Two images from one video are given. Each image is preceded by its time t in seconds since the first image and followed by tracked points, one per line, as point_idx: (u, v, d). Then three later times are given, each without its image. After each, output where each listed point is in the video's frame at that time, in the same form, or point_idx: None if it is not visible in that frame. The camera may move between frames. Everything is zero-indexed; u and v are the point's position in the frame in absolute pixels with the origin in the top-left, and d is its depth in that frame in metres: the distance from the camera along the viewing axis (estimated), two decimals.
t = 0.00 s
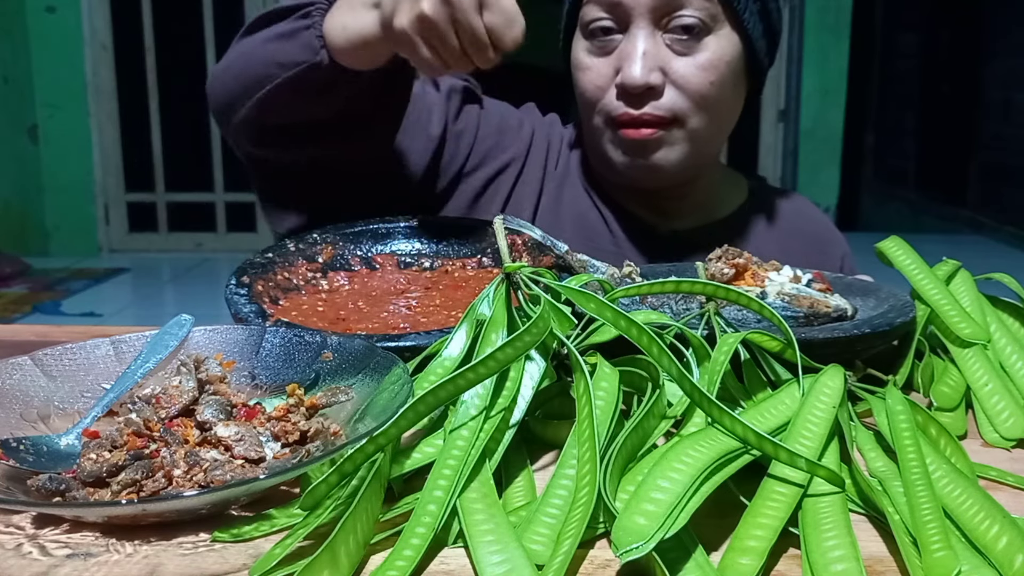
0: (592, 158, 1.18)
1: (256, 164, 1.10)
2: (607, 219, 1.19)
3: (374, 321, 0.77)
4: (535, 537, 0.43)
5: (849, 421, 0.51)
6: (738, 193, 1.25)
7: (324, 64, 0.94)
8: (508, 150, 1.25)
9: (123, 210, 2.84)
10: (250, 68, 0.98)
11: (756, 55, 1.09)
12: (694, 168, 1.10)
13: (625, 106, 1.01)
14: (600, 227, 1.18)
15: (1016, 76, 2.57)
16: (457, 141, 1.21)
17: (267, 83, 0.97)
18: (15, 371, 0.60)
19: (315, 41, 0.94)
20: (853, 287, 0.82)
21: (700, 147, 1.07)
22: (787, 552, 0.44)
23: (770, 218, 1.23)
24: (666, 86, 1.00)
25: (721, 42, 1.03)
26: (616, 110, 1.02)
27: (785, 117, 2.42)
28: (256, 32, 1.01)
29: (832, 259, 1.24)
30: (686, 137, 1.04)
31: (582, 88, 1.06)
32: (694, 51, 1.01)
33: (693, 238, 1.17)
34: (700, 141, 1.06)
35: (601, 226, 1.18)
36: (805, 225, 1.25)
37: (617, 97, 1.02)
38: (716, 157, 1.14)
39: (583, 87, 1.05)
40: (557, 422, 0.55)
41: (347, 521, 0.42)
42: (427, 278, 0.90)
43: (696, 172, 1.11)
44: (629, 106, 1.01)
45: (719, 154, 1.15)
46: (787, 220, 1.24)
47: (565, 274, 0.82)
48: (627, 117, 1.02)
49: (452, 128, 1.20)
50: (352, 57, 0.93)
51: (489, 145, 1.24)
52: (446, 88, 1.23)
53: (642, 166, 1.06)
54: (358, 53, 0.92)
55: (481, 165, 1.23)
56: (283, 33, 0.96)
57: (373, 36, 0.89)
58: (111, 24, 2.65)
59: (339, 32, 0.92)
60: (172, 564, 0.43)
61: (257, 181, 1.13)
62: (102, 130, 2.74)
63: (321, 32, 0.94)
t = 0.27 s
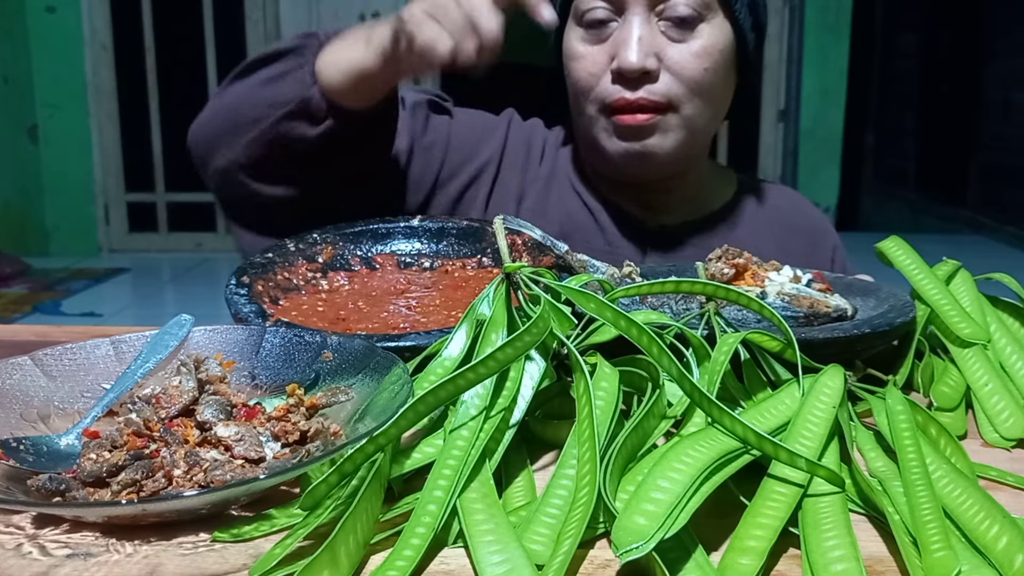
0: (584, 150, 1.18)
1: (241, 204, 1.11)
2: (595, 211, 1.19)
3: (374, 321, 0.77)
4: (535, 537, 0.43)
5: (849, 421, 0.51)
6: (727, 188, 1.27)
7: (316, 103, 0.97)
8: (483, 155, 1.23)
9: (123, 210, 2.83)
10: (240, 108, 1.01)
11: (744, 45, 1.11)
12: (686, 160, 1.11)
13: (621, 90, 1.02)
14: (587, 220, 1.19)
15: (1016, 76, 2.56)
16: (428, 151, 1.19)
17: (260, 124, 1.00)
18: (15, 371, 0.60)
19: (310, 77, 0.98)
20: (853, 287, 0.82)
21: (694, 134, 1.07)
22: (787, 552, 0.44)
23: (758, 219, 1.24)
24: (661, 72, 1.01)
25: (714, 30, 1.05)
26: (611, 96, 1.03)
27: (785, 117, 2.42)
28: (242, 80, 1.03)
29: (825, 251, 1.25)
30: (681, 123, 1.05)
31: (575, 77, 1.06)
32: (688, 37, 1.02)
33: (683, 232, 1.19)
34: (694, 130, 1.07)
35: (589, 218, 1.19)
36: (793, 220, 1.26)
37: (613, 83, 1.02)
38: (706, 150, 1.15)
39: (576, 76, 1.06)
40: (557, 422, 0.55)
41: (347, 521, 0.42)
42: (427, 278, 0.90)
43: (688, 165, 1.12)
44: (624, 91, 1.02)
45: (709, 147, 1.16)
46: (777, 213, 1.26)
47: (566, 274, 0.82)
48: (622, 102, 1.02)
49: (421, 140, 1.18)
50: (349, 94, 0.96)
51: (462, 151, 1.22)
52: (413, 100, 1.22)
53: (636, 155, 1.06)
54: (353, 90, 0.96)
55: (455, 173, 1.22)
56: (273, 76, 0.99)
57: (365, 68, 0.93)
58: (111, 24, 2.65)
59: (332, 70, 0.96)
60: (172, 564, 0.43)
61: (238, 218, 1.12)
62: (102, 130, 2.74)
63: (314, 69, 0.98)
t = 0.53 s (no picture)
0: (570, 146, 1.19)
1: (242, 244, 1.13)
2: (580, 211, 1.19)
3: (374, 321, 0.77)
4: (535, 537, 0.43)
5: (849, 421, 0.51)
6: (716, 185, 1.27)
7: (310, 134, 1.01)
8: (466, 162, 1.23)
9: (123, 210, 2.83)
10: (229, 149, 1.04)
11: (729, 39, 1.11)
12: (672, 154, 1.11)
13: (609, 79, 1.02)
14: (573, 220, 1.19)
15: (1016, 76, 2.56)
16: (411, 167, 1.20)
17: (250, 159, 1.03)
18: (15, 371, 0.60)
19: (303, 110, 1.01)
20: (853, 287, 0.82)
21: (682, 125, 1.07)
22: (786, 553, 0.44)
23: (749, 217, 1.25)
24: (649, 61, 1.01)
25: (701, 20, 1.05)
26: (600, 87, 1.02)
27: (785, 117, 2.42)
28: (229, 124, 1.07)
29: (816, 243, 1.26)
30: (671, 116, 1.05)
31: (562, 71, 1.05)
32: (675, 27, 1.03)
33: (670, 230, 1.19)
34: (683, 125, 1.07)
35: (574, 219, 1.19)
36: (782, 214, 1.27)
37: (601, 74, 1.02)
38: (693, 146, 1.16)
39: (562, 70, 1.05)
40: (557, 422, 0.55)
41: (347, 521, 0.42)
42: (426, 278, 0.90)
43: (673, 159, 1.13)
44: (613, 79, 1.02)
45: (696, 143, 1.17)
46: (765, 206, 1.27)
47: (566, 273, 0.82)
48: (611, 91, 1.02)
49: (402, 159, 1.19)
50: (345, 130, 1.01)
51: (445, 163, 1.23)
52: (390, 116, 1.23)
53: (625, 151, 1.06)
54: (347, 122, 1.00)
55: (440, 185, 1.23)
56: (262, 113, 1.03)
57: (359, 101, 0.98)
58: (111, 24, 2.64)
59: (327, 105, 1.00)
60: (172, 564, 0.43)
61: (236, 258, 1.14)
62: (102, 130, 2.75)
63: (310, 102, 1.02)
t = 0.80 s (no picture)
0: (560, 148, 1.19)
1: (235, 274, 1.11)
2: (573, 214, 1.18)
3: (374, 321, 0.77)
4: (535, 537, 0.43)
5: (849, 421, 0.51)
6: (707, 183, 1.27)
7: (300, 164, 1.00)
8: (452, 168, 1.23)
9: (123, 210, 2.83)
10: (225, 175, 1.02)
11: (718, 38, 1.11)
12: (662, 157, 1.12)
13: (598, 86, 1.02)
14: (566, 223, 1.18)
15: (1016, 76, 2.56)
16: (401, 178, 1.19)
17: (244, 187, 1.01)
18: (15, 371, 0.60)
19: (292, 137, 1.01)
20: (853, 287, 0.82)
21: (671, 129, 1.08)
22: (787, 552, 0.44)
23: (745, 215, 1.25)
24: (637, 66, 1.01)
25: (689, 24, 1.05)
26: (589, 92, 1.02)
27: (785, 117, 2.42)
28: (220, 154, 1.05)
29: (811, 239, 1.26)
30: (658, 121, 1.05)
31: (551, 75, 1.06)
32: (664, 32, 1.02)
33: (662, 229, 1.19)
34: (670, 129, 1.08)
35: (567, 222, 1.18)
36: (777, 212, 1.27)
37: (590, 80, 1.02)
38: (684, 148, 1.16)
39: (552, 74, 1.05)
40: (557, 422, 0.55)
41: (347, 521, 0.42)
42: (426, 278, 0.90)
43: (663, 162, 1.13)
44: (601, 85, 1.02)
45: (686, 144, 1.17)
46: (759, 204, 1.27)
47: (566, 273, 0.82)
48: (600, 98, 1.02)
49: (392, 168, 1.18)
50: (333, 151, 1.01)
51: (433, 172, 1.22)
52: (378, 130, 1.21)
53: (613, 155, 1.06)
54: (335, 145, 1.00)
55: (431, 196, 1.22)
56: (253, 140, 1.02)
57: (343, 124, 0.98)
58: (111, 24, 2.64)
59: (312, 126, 1.01)
60: (172, 564, 0.43)
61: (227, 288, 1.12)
62: (102, 130, 2.74)
63: (298, 127, 1.02)
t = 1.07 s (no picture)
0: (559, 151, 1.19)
1: (227, 244, 1.12)
2: (573, 215, 1.18)
3: (374, 321, 0.77)
4: (535, 537, 0.43)
5: (849, 421, 0.51)
6: (707, 184, 1.27)
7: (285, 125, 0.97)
8: (461, 166, 1.23)
9: (123, 210, 2.82)
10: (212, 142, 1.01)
11: (714, 40, 1.11)
12: (662, 160, 1.12)
13: (597, 94, 1.02)
14: (566, 224, 1.18)
15: (1016, 76, 2.56)
16: (406, 173, 1.19)
17: (235, 154, 1.00)
18: (15, 371, 0.60)
19: (278, 102, 0.98)
20: (853, 287, 0.82)
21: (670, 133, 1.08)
22: (787, 553, 0.44)
23: (744, 215, 1.25)
24: (635, 73, 1.01)
25: (685, 28, 1.05)
26: (589, 101, 1.02)
27: (785, 117, 2.42)
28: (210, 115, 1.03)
29: (810, 237, 1.26)
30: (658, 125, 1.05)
31: (549, 84, 1.06)
32: (661, 37, 1.02)
33: (665, 231, 1.19)
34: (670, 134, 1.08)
35: (568, 223, 1.18)
36: (776, 212, 1.27)
37: (589, 88, 1.02)
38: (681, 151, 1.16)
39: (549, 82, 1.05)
40: (557, 422, 0.55)
41: (347, 521, 0.42)
42: (426, 278, 0.90)
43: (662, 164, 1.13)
44: (600, 93, 1.02)
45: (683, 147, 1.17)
46: (758, 204, 1.27)
47: (566, 274, 0.82)
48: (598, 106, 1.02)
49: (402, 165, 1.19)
50: (317, 112, 0.97)
51: (441, 170, 1.23)
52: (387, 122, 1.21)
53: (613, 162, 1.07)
54: (320, 109, 0.97)
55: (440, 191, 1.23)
56: (242, 105, 1.00)
57: (330, 86, 0.94)
58: (111, 24, 2.63)
59: (299, 90, 0.97)
60: (172, 564, 0.43)
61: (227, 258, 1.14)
62: (102, 129, 2.74)
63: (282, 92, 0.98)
